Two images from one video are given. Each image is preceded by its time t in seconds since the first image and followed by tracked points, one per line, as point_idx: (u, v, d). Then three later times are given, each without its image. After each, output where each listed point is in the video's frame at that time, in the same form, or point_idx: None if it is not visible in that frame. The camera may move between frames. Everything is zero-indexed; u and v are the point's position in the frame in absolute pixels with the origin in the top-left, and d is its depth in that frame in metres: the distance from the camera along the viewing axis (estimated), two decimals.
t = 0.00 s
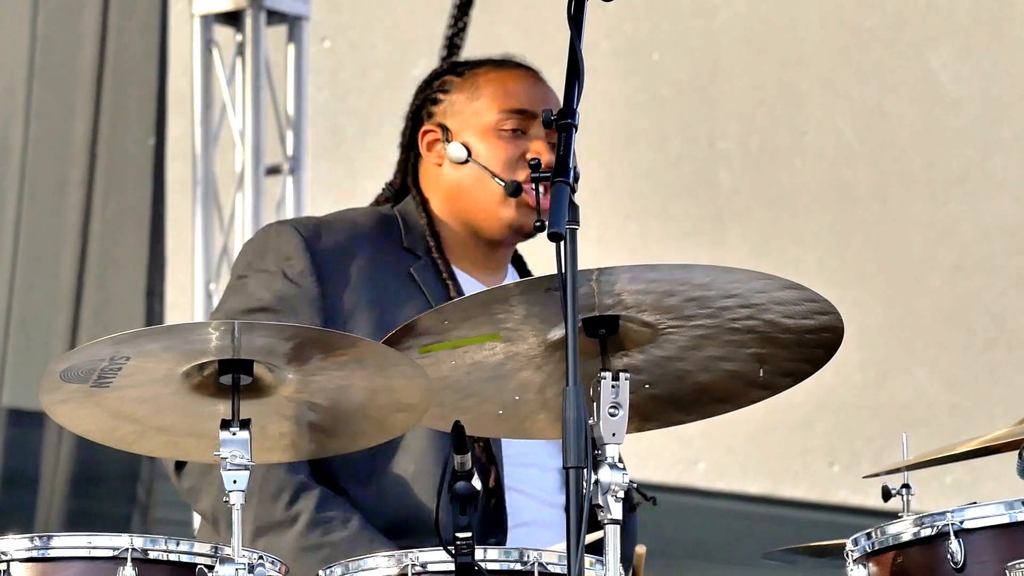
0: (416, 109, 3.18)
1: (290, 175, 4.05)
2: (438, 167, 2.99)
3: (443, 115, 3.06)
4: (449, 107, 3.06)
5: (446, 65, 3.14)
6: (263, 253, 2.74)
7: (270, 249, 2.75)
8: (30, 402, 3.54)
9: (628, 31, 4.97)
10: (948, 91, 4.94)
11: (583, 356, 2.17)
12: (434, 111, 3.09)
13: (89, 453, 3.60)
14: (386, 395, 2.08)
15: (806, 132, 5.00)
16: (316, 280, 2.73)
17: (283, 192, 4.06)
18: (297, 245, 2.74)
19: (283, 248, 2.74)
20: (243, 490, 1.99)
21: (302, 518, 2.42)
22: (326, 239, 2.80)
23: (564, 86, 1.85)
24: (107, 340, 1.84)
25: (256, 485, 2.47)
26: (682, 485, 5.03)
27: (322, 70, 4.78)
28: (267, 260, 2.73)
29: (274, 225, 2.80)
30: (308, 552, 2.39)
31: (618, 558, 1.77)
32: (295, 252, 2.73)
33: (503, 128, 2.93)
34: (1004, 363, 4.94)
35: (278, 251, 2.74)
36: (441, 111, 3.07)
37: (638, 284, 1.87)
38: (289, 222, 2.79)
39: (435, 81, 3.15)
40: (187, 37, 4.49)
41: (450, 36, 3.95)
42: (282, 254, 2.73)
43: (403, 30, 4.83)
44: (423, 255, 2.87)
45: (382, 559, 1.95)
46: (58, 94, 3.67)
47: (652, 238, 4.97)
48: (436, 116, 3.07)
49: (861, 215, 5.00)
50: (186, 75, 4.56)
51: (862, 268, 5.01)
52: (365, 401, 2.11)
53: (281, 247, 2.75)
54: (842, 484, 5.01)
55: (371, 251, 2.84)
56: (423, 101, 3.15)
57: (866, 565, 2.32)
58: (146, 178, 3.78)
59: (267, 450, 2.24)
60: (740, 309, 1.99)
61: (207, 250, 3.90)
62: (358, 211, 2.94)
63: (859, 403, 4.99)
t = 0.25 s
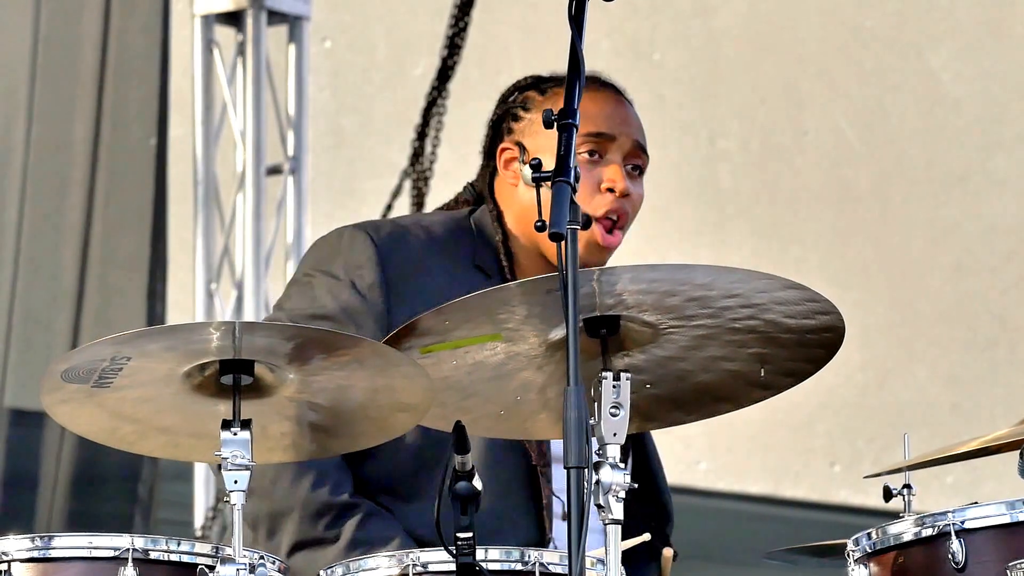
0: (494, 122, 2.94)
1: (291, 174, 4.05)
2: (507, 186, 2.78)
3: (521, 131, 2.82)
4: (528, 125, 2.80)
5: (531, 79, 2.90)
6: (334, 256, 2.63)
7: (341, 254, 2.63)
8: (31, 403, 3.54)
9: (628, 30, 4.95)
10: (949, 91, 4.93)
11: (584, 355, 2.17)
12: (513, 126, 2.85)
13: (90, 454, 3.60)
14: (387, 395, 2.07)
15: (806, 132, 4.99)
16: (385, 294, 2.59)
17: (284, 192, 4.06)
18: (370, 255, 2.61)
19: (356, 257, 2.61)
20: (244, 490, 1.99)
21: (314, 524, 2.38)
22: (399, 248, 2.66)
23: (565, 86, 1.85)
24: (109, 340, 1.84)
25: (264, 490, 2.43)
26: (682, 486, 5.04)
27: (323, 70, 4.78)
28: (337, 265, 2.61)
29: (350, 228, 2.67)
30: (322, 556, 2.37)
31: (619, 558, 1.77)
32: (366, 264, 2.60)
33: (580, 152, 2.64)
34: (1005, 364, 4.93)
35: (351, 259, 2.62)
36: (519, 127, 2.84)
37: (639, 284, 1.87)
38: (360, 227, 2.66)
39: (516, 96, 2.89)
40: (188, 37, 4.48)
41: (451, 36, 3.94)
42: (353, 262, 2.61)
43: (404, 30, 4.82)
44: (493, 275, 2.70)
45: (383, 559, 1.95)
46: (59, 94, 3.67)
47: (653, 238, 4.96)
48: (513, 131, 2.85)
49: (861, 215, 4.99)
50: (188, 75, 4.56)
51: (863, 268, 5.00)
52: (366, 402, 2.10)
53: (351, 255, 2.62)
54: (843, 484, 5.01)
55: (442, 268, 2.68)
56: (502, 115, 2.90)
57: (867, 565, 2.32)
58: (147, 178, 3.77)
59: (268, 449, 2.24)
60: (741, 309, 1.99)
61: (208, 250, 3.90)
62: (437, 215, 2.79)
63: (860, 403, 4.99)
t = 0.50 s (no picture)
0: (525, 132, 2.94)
1: (292, 174, 4.05)
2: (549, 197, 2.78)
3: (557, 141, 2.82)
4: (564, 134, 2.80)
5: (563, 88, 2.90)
6: (369, 257, 2.64)
7: (376, 257, 2.63)
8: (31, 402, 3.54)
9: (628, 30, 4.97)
10: (950, 91, 4.93)
11: (585, 355, 2.17)
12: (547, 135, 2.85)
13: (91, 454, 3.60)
14: (387, 395, 2.07)
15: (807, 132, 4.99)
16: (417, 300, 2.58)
17: (285, 192, 4.06)
18: (404, 259, 2.61)
19: (391, 260, 2.61)
20: (245, 490, 1.99)
21: (334, 523, 2.38)
22: (437, 254, 2.65)
23: (566, 86, 1.85)
24: (110, 341, 1.84)
25: (282, 491, 2.42)
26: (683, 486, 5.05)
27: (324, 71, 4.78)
28: (371, 268, 2.62)
29: (388, 230, 2.67)
30: (341, 554, 2.37)
31: (620, 558, 1.77)
32: (400, 268, 2.60)
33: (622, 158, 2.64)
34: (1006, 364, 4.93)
35: (386, 262, 2.62)
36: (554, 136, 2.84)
37: (641, 284, 1.87)
38: (397, 232, 2.66)
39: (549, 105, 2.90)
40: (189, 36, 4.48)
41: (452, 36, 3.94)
42: (387, 266, 2.61)
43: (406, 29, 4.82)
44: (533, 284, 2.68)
45: (384, 559, 1.95)
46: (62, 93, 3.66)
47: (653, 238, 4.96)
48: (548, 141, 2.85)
49: (862, 215, 4.99)
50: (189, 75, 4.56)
51: (864, 268, 5.00)
52: (367, 402, 2.10)
53: (385, 259, 2.62)
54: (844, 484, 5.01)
55: (479, 275, 2.67)
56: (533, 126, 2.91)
57: (868, 565, 2.32)
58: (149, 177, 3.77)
59: (269, 450, 2.24)
60: (742, 309, 1.98)
61: (209, 250, 3.90)
62: (475, 218, 2.77)
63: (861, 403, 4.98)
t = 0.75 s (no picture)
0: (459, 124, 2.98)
1: (294, 174, 4.05)
2: (502, 178, 2.81)
3: (499, 123, 2.86)
4: (506, 115, 2.86)
5: (492, 73, 2.94)
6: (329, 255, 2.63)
7: (336, 254, 2.63)
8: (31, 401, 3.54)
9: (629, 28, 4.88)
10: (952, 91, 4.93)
11: (587, 355, 2.17)
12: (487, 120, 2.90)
13: (93, 454, 3.60)
14: (389, 395, 2.07)
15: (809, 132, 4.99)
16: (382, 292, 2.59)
17: (287, 192, 4.06)
18: (366, 254, 2.61)
19: (352, 254, 2.62)
20: (246, 490, 1.99)
21: (325, 522, 2.38)
22: (398, 246, 2.66)
23: (568, 86, 1.85)
24: (111, 340, 1.84)
25: (273, 492, 2.43)
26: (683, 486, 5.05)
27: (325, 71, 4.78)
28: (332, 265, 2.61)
29: (343, 228, 2.67)
30: (335, 553, 2.38)
31: (621, 558, 1.77)
32: (364, 261, 2.60)
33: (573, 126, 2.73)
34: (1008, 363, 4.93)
35: (347, 256, 2.62)
36: (496, 119, 2.88)
37: (643, 284, 1.87)
38: (354, 226, 2.66)
39: (482, 92, 2.95)
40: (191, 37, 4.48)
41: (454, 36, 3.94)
42: (349, 261, 2.61)
43: (407, 30, 4.83)
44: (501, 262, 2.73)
45: (386, 559, 1.95)
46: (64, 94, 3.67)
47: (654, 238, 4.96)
48: (489, 127, 2.89)
49: (863, 215, 4.99)
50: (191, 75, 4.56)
51: (866, 268, 4.99)
52: (368, 402, 2.11)
53: (346, 254, 2.62)
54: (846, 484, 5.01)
55: (443, 261, 2.69)
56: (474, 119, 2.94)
57: (870, 565, 2.32)
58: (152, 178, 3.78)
59: (271, 449, 2.25)
60: (744, 309, 1.98)
61: (211, 250, 3.90)
62: (431, 211, 2.79)
63: (863, 403, 4.98)
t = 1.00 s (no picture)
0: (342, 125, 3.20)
1: (295, 175, 4.06)
2: (394, 158, 3.01)
3: (381, 110, 3.10)
4: (385, 100, 3.10)
5: (363, 71, 3.21)
6: (247, 258, 2.71)
7: (253, 252, 2.71)
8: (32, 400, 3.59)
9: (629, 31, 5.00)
10: (953, 92, 4.93)
11: (588, 356, 2.17)
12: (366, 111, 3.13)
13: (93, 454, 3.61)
14: (390, 395, 2.08)
15: (810, 133, 5.00)
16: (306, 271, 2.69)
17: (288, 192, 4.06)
18: (284, 241, 2.71)
19: (268, 245, 2.72)
20: (248, 490, 1.98)
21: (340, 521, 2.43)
22: (312, 235, 2.77)
23: (570, 87, 1.85)
24: (112, 340, 1.84)
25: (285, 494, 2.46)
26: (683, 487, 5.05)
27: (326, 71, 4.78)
28: (254, 263, 2.69)
29: (256, 231, 2.77)
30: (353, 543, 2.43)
31: (622, 558, 1.77)
32: (283, 249, 2.70)
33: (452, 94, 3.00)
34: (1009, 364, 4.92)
35: (263, 250, 2.72)
36: (376, 108, 3.11)
37: (643, 284, 1.87)
38: (266, 226, 2.76)
39: (357, 90, 3.19)
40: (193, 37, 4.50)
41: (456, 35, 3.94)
42: (268, 254, 2.70)
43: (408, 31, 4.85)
44: (410, 235, 2.86)
45: (387, 559, 1.95)
46: (63, 96, 3.72)
47: (654, 238, 4.97)
48: (371, 117, 3.12)
49: (865, 215, 4.99)
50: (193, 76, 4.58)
51: (867, 268, 4.99)
52: (370, 402, 2.11)
53: (263, 249, 2.72)
54: (847, 484, 5.00)
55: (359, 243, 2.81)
56: (353, 112, 3.18)
57: (871, 565, 2.32)
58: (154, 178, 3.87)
59: (272, 450, 2.25)
60: (745, 309, 1.99)
61: (212, 250, 3.90)
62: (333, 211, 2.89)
63: (864, 404, 4.98)
